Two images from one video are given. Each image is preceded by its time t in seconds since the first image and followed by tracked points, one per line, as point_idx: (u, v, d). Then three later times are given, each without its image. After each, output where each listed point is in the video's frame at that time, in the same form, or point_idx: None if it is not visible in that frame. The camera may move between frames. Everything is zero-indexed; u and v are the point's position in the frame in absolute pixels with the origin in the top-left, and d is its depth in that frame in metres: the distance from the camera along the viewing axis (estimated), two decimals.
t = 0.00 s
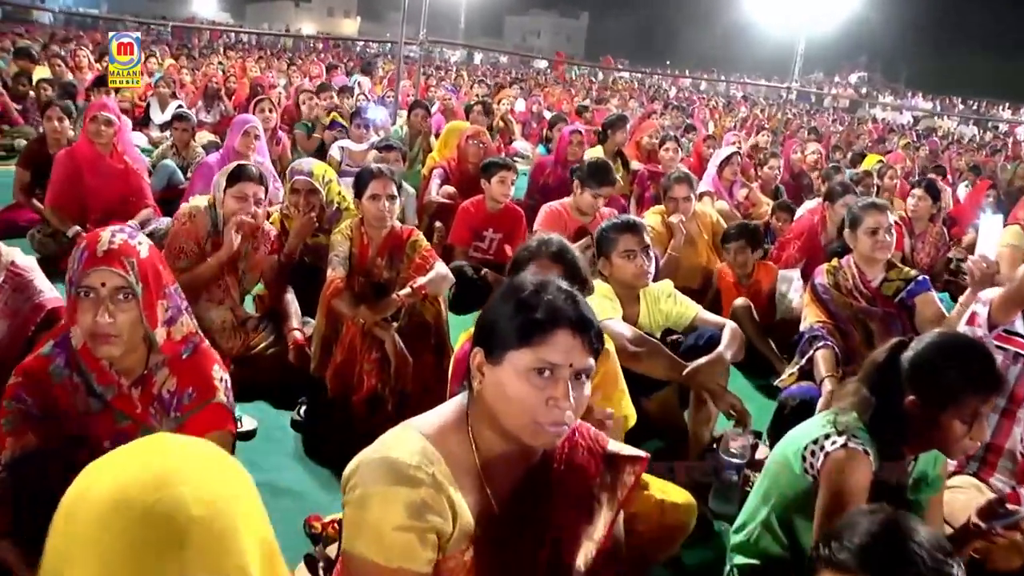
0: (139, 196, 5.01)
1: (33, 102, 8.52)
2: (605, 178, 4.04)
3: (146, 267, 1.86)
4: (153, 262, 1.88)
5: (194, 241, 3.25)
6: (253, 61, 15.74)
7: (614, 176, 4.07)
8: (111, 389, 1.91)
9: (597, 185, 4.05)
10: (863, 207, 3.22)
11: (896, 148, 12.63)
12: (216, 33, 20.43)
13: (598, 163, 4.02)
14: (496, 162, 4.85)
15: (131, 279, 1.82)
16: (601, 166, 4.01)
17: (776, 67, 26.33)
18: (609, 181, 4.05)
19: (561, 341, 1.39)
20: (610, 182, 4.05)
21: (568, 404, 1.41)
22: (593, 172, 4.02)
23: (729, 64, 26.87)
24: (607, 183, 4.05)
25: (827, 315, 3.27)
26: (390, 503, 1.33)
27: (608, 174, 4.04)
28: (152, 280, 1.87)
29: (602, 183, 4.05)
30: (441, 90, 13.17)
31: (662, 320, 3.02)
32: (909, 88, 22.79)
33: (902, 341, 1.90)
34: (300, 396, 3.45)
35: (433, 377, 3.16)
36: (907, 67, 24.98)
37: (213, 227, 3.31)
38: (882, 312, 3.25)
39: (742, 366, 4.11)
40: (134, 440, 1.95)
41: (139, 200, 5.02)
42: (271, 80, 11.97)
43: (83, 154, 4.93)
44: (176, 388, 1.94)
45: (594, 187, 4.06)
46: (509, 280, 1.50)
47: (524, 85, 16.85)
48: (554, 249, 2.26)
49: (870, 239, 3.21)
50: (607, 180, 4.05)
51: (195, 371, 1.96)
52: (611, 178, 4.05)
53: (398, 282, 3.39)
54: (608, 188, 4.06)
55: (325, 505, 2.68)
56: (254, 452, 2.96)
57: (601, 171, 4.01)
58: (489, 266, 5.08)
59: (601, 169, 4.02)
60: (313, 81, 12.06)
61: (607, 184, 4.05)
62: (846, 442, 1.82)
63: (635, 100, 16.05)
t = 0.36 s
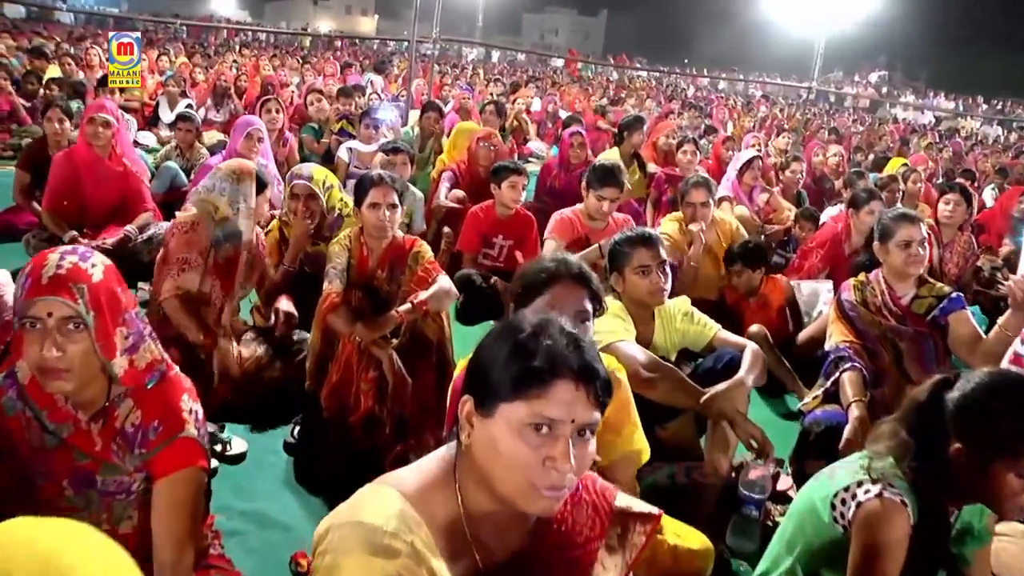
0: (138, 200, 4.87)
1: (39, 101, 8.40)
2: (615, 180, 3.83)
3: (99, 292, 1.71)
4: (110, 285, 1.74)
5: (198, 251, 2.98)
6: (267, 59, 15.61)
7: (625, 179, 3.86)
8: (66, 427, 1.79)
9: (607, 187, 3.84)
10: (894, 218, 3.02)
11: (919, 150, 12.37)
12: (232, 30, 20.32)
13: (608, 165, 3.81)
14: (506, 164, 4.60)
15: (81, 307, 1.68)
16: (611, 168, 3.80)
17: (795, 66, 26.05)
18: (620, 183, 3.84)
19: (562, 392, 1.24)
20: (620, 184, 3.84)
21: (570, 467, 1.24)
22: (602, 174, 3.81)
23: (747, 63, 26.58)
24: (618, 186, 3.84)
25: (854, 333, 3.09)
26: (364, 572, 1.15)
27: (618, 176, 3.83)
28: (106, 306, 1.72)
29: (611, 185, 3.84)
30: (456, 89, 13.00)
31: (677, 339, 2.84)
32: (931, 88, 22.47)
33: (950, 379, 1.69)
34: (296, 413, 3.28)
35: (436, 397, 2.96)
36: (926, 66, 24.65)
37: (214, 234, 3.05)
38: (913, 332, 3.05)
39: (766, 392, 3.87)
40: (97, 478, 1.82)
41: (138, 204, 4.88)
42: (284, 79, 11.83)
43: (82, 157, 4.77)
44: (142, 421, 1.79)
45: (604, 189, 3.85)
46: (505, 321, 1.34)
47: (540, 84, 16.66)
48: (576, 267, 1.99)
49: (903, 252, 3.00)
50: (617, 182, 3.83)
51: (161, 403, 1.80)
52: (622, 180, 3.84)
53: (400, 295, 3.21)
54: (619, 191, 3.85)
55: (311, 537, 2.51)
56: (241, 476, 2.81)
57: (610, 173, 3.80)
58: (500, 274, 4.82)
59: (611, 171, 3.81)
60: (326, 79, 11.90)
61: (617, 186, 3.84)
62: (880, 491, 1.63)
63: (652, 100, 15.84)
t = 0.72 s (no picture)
0: (135, 205, 4.75)
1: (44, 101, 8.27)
2: (625, 184, 3.63)
3: (39, 323, 1.53)
4: (54, 315, 1.56)
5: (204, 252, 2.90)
6: (280, 58, 15.49)
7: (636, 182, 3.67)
8: (8, 471, 1.61)
9: (617, 191, 3.65)
10: (928, 234, 2.85)
11: (941, 153, 12.11)
12: (247, 30, 20.22)
13: (619, 169, 3.63)
14: (515, 169, 4.39)
15: (17, 342, 1.51)
16: (622, 171, 3.62)
17: (814, 65, 25.73)
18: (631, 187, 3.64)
19: (555, 468, 1.10)
20: (631, 188, 3.65)
21: (564, 552, 1.11)
22: (612, 178, 3.63)
23: (765, 63, 26.28)
24: (629, 190, 3.65)
25: (880, 356, 2.91)
26: None
27: (629, 180, 3.64)
28: (47, 339, 1.54)
29: (622, 189, 3.65)
30: (470, 88, 12.81)
31: (692, 364, 2.65)
32: (953, 89, 22.13)
33: (997, 426, 1.50)
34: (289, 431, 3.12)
35: (433, 421, 2.80)
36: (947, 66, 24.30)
37: (220, 242, 2.96)
38: (945, 356, 2.87)
39: (785, 417, 3.64)
40: (46, 526, 1.66)
41: (134, 209, 4.76)
42: (295, 79, 11.69)
43: (75, 162, 4.60)
44: (94, 465, 1.61)
45: (614, 193, 3.65)
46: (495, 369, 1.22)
47: (556, 83, 16.45)
48: (579, 297, 1.75)
49: (936, 269, 2.82)
50: (628, 186, 3.64)
51: (117, 444, 1.62)
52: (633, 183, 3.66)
53: (398, 311, 3.04)
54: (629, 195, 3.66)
55: (294, 574, 2.34)
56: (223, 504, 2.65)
57: (621, 177, 3.61)
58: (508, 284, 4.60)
59: (622, 174, 3.63)
60: (338, 79, 11.73)
61: (627, 191, 3.65)
62: (918, 558, 1.46)
63: (670, 100, 15.61)
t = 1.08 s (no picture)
0: (131, 210, 4.56)
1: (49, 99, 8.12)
2: (637, 188, 3.44)
3: None
4: None
5: (203, 282, 2.63)
6: (293, 56, 15.30)
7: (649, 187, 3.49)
8: None
9: (627, 196, 3.46)
10: (964, 250, 2.72)
11: (966, 156, 11.84)
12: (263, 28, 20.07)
13: (630, 174, 3.44)
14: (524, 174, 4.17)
15: None
16: (634, 175, 3.44)
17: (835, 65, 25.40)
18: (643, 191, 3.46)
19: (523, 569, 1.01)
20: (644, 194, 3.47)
21: None
22: (623, 182, 3.44)
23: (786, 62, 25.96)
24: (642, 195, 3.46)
25: (909, 384, 2.71)
26: None
27: (641, 185, 3.44)
28: None
29: (633, 193, 3.46)
30: (485, 87, 12.61)
31: (705, 392, 2.45)
32: (977, 89, 21.79)
33: None
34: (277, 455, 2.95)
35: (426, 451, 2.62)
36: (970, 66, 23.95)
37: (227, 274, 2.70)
38: (980, 384, 2.69)
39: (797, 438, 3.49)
40: None
41: (130, 214, 4.57)
42: (307, 78, 11.50)
43: (68, 166, 4.43)
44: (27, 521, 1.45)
45: (624, 198, 3.46)
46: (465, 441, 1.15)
47: (573, 83, 16.22)
48: (575, 334, 1.62)
49: (972, 289, 2.67)
50: (640, 191, 3.45)
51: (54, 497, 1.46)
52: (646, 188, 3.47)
53: (392, 331, 2.85)
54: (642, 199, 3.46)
55: None
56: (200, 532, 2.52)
57: (632, 182, 3.42)
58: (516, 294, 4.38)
59: (634, 179, 3.44)
60: (351, 78, 11.55)
61: (639, 196, 3.46)
62: None
63: (689, 100, 15.36)
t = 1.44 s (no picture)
0: (124, 216, 4.41)
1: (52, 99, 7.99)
2: (645, 196, 3.25)
3: None
4: None
5: (161, 332, 2.36)
6: (305, 55, 15.13)
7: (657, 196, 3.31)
8: None
9: (633, 206, 3.27)
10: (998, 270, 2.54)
11: (988, 158, 11.57)
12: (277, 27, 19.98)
13: (637, 182, 3.25)
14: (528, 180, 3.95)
15: None
16: (642, 183, 3.25)
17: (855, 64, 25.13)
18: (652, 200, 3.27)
19: None
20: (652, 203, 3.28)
21: None
22: (629, 191, 3.25)
23: (805, 62, 25.73)
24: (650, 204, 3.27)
25: (935, 414, 2.51)
26: None
27: (648, 193, 3.25)
28: None
29: (641, 202, 3.26)
30: (499, 87, 12.44)
31: (715, 423, 2.25)
32: (997, 87, 21.48)
33: None
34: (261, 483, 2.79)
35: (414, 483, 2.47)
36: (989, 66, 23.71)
37: (193, 323, 2.41)
38: (1014, 415, 2.49)
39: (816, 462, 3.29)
40: None
41: (123, 221, 4.42)
42: (318, 78, 11.33)
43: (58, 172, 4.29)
44: None
45: (631, 208, 3.27)
46: (403, 549, 1.14)
47: (588, 82, 16.02)
48: (566, 379, 1.44)
49: (1006, 313, 2.50)
50: (648, 200, 3.26)
51: None
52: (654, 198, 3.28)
53: (382, 351, 2.69)
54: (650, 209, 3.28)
55: None
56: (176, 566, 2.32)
57: (639, 191, 3.23)
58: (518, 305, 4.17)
59: (641, 187, 3.25)
60: (362, 77, 11.39)
61: (647, 206, 3.27)
62: None
63: (706, 100, 15.15)
